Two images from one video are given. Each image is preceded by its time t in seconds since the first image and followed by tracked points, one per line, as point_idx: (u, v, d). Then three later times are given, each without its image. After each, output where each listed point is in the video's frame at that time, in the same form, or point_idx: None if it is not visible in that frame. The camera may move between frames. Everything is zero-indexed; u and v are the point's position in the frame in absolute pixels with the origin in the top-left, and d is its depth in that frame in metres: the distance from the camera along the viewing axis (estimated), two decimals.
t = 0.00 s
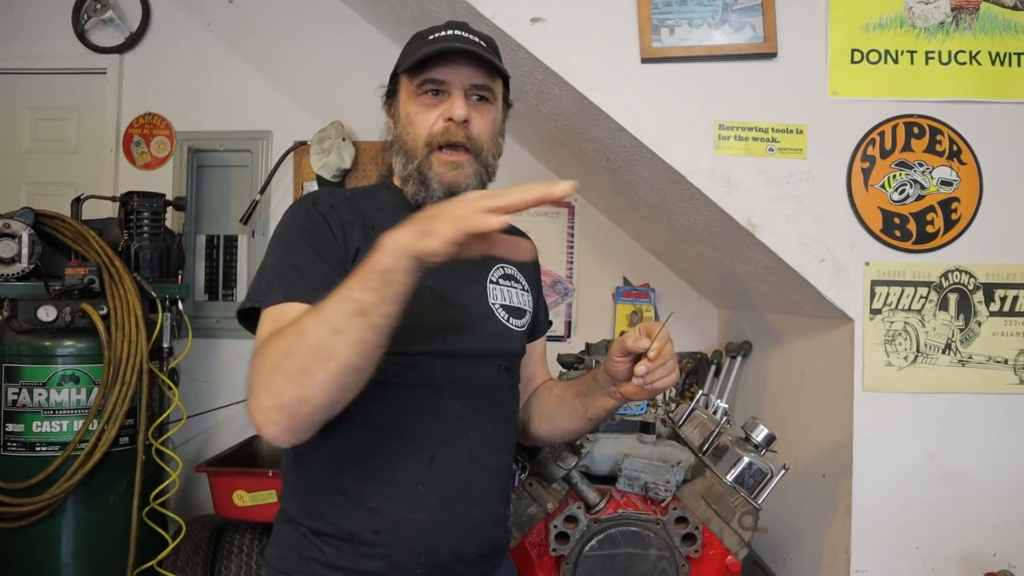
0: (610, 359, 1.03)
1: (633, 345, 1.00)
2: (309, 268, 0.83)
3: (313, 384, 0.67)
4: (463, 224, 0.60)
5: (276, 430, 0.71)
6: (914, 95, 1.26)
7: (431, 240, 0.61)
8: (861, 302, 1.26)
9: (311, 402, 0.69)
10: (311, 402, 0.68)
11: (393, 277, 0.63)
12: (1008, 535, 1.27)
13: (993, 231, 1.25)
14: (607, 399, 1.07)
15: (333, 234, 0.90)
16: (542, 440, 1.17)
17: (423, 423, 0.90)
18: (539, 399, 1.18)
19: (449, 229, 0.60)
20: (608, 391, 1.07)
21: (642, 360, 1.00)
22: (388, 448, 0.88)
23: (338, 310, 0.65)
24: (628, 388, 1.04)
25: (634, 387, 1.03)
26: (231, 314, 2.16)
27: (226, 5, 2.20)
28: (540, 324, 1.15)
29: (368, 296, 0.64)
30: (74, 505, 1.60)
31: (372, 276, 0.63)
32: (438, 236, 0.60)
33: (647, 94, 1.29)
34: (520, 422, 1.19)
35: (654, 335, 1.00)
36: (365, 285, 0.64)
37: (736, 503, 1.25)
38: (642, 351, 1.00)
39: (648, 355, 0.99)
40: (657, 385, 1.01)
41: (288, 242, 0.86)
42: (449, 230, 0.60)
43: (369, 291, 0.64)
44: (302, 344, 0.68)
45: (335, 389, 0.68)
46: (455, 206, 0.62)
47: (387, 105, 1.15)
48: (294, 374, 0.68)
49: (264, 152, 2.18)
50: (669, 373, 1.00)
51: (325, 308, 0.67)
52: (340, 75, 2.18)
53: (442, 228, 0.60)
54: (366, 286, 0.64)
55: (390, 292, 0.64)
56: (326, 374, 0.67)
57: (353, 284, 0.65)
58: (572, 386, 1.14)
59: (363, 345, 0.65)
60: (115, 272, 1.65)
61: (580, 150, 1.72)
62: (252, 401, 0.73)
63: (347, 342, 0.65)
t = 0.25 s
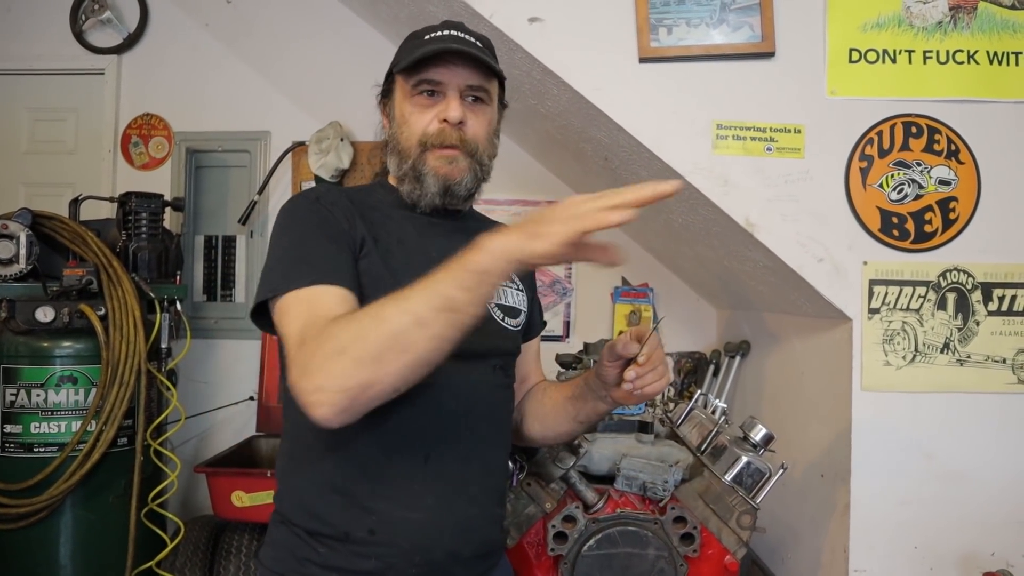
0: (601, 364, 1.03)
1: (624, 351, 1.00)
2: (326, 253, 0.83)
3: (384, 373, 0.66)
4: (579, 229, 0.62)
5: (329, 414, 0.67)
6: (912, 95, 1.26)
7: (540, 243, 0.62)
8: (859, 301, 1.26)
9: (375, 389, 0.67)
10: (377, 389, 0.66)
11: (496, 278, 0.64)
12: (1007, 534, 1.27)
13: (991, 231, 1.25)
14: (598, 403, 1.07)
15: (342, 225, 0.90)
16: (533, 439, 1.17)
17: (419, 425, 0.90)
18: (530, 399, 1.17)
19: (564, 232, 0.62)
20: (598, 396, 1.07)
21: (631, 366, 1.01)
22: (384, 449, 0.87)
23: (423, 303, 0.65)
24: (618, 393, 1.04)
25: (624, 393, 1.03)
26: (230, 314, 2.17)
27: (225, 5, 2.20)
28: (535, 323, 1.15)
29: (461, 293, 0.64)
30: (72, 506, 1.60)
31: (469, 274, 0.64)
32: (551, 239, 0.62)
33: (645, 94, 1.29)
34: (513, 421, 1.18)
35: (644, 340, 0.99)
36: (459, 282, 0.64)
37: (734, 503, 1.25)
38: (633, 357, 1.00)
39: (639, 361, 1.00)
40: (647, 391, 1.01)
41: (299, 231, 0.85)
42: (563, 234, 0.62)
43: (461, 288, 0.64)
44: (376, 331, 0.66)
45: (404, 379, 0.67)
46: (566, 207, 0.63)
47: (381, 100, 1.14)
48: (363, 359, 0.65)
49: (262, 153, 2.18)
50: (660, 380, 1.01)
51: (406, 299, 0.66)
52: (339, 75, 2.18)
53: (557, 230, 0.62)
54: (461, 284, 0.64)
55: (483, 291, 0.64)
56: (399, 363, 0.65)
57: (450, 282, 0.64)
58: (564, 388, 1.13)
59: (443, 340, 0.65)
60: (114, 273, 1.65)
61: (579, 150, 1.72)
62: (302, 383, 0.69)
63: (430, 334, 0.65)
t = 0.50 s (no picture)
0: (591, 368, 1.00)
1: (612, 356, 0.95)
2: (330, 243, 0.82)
3: (436, 384, 0.67)
4: (664, 347, 0.63)
5: (363, 407, 0.68)
6: (907, 94, 1.26)
7: (626, 336, 0.65)
8: (854, 300, 1.26)
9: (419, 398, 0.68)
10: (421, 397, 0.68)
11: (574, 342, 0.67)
12: (1003, 532, 1.27)
13: (985, 229, 1.25)
14: (587, 404, 1.07)
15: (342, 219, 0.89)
16: (525, 442, 1.16)
17: (411, 428, 0.90)
18: (525, 400, 1.18)
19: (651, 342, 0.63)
20: (588, 397, 1.06)
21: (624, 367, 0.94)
22: (378, 449, 0.87)
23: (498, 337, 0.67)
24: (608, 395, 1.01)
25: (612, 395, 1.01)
26: (227, 316, 2.17)
27: (221, 7, 2.20)
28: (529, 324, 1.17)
29: (536, 342, 0.67)
30: (69, 509, 1.60)
31: (555, 332, 0.67)
32: (634, 337, 0.64)
33: (639, 94, 1.29)
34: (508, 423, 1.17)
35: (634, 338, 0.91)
36: (546, 334, 0.67)
37: (731, 502, 1.24)
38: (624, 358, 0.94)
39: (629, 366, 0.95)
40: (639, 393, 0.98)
41: (300, 223, 0.84)
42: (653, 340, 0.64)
43: (542, 340, 0.67)
44: (440, 346, 0.67)
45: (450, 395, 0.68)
46: (668, 317, 0.65)
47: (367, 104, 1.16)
48: (419, 367, 0.66)
49: (258, 154, 2.18)
50: (651, 384, 0.96)
51: (477, 324, 0.68)
52: (335, 76, 2.18)
53: (646, 337, 0.64)
54: (544, 337, 0.67)
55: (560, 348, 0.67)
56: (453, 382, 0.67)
57: (532, 332, 0.67)
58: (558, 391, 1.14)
59: (501, 378, 0.67)
60: (110, 275, 1.65)
61: (575, 151, 1.72)
62: (343, 370, 0.68)
63: (492, 368, 0.66)
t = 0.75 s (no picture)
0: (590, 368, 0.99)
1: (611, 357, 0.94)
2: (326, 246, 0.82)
3: (430, 394, 0.68)
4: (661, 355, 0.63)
5: (359, 415, 0.68)
6: (905, 95, 1.26)
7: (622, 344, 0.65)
8: (852, 301, 1.25)
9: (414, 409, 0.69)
10: (415, 407, 0.68)
11: (568, 352, 0.67)
12: (1001, 534, 1.27)
13: (983, 230, 1.25)
14: (586, 406, 1.07)
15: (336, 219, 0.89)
16: (522, 443, 1.16)
17: (407, 429, 0.90)
18: (523, 399, 1.18)
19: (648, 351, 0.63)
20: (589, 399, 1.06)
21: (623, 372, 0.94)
22: (374, 450, 0.87)
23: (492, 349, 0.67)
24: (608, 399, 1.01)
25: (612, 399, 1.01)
26: (225, 316, 2.17)
27: (220, 7, 2.20)
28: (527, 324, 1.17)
29: (530, 352, 0.67)
30: (66, 509, 1.59)
31: (549, 342, 0.67)
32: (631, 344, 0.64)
33: (638, 94, 1.29)
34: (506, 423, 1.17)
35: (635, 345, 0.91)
36: (540, 345, 0.67)
37: (728, 504, 1.25)
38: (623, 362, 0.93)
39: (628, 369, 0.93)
40: (638, 398, 0.97)
41: (296, 227, 0.84)
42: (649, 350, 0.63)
43: (536, 351, 0.67)
44: (435, 356, 0.67)
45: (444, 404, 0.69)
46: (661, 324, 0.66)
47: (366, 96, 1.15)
48: (413, 377, 0.67)
49: (257, 154, 2.18)
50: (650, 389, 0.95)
51: (470, 336, 0.68)
52: (334, 76, 2.18)
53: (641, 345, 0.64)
54: (538, 348, 0.67)
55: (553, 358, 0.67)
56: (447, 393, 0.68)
57: (527, 342, 0.67)
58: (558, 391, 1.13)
59: (496, 387, 0.68)
60: (108, 275, 1.65)
61: (573, 151, 1.72)
62: (340, 382, 0.68)
63: (487, 378, 0.67)
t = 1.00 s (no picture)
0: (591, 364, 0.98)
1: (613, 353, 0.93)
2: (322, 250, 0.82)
3: (415, 394, 0.67)
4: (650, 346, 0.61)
5: (346, 420, 0.68)
6: (904, 95, 1.26)
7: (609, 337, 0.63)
8: (851, 302, 1.25)
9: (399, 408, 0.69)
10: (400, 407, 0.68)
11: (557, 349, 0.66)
12: (1000, 535, 1.27)
13: (982, 231, 1.25)
14: (586, 404, 1.07)
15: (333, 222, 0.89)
16: (521, 444, 1.16)
17: (405, 430, 0.89)
18: (523, 401, 1.18)
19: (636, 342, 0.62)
20: (586, 396, 1.06)
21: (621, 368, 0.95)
22: (371, 451, 0.87)
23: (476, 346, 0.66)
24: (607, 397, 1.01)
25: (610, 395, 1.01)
26: (224, 316, 2.17)
27: (219, 7, 2.20)
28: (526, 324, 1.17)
29: (516, 348, 0.66)
30: (64, 509, 1.59)
31: (535, 339, 0.66)
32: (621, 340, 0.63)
33: (637, 94, 1.29)
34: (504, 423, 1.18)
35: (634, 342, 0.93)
36: (525, 342, 0.66)
37: (727, 505, 1.25)
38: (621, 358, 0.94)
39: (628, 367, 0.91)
40: (636, 396, 0.97)
41: (291, 229, 0.83)
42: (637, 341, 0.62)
43: (521, 347, 0.66)
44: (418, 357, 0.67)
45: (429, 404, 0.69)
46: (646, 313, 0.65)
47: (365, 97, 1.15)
48: (398, 378, 0.67)
49: (256, 155, 2.18)
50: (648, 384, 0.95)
51: (457, 335, 0.68)
52: (333, 76, 2.18)
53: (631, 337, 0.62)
54: (522, 344, 0.66)
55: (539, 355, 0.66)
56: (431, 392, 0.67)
57: (509, 338, 0.66)
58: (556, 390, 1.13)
59: (481, 385, 0.68)
60: (106, 275, 1.65)
61: (572, 151, 1.71)
62: (326, 379, 0.68)
63: (471, 377, 0.67)
